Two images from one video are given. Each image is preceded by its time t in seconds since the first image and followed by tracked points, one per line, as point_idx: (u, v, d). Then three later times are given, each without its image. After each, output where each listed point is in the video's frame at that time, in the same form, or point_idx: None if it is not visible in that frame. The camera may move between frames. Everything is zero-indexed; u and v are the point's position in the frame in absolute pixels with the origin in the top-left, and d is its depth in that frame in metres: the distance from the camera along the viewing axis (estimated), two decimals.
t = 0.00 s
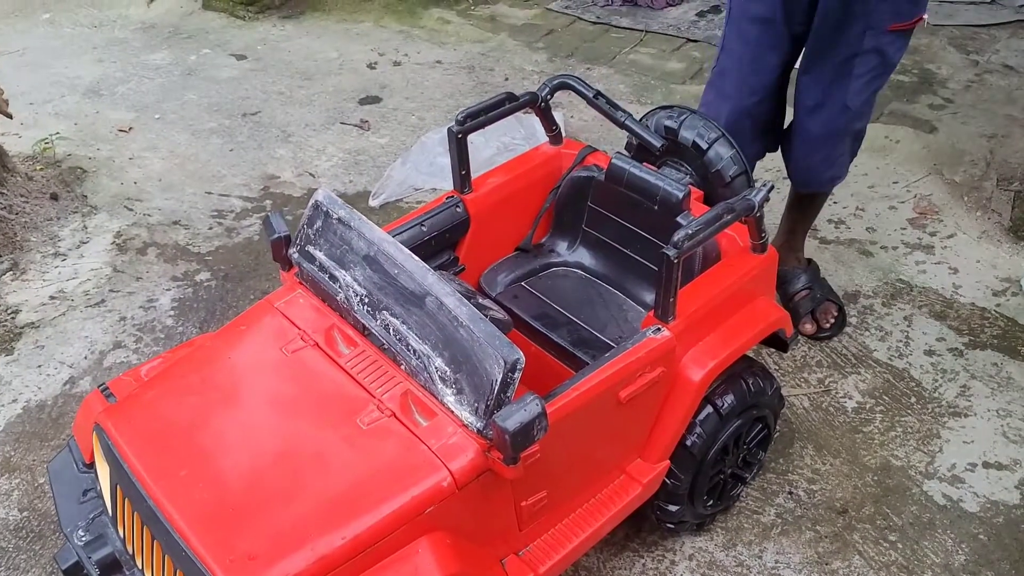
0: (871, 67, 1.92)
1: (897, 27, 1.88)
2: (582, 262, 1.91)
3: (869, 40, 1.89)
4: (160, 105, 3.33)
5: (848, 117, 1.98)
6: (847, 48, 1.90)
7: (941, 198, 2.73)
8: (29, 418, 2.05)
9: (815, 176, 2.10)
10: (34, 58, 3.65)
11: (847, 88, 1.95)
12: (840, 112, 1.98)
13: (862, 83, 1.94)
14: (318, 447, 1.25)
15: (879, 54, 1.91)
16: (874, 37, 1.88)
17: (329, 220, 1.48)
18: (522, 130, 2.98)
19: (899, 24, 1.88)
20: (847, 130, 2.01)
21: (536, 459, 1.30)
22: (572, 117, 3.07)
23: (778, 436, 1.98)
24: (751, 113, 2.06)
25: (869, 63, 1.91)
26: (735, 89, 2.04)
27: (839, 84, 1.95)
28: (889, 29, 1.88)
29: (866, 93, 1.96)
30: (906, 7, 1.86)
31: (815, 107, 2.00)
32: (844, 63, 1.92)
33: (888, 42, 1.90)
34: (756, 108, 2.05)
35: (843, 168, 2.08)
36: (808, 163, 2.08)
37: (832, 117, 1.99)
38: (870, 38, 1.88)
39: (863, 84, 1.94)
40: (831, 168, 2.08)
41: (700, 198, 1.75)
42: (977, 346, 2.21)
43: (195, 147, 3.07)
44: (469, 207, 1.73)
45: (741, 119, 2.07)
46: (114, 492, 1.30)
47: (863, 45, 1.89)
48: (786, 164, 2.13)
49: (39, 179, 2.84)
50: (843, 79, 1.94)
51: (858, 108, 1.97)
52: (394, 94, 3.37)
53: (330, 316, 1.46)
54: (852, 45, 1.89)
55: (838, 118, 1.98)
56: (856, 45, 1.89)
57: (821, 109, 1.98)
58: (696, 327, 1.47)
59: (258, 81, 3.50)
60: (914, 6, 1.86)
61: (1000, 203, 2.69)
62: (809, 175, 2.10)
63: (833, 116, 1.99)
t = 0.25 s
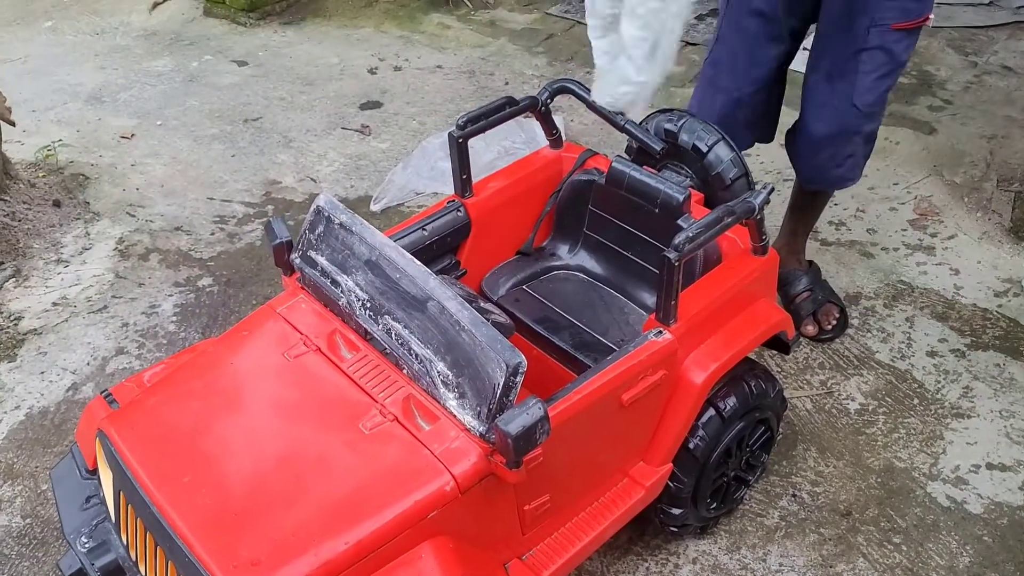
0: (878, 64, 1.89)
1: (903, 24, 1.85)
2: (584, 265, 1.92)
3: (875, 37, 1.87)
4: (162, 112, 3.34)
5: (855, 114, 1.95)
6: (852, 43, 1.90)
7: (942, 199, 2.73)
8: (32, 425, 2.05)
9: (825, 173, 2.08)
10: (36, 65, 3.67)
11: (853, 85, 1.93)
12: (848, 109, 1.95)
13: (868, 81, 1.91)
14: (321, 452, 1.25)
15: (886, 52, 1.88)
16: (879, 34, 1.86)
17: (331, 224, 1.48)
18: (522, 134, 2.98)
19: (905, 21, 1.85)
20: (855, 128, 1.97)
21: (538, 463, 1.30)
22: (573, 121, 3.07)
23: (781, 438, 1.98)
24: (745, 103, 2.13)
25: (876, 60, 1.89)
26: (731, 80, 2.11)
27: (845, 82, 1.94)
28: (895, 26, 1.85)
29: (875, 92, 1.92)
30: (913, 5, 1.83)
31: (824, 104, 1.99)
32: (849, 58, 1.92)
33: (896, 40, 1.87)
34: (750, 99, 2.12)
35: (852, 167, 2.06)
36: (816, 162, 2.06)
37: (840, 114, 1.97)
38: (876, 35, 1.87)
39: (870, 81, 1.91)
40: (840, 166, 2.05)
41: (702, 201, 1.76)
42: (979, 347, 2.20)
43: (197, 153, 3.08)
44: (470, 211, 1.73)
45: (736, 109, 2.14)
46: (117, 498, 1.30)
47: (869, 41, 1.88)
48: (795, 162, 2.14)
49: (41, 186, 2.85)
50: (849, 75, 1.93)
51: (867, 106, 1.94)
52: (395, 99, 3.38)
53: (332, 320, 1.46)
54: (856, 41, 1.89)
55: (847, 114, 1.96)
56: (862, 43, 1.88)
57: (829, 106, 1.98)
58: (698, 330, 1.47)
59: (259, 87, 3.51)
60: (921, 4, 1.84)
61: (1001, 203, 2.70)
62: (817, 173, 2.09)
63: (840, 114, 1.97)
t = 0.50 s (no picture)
0: (867, 66, 1.91)
1: (890, 28, 1.88)
2: (587, 266, 1.92)
3: (863, 40, 1.89)
4: (163, 115, 3.35)
5: (845, 115, 1.96)
6: (840, 46, 1.92)
7: (941, 200, 2.74)
8: (35, 429, 2.05)
9: (814, 174, 2.07)
10: (37, 69, 3.67)
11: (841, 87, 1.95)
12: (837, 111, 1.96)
13: (857, 83, 1.93)
14: (326, 454, 1.26)
15: (874, 55, 1.91)
16: (867, 37, 1.88)
17: (334, 226, 1.48)
18: (523, 136, 2.99)
19: (893, 25, 1.88)
20: (844, 129, 1.98)
21: (543, 463, 1.31)
22: (573, 123, 3.08)
23: (783, 438, 1.99)
24: (721, 96, 2.16)
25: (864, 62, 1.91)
26: (709, 72, 2.14)
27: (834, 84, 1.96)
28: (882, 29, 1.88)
29: (864, 94, 1.94)
30: (900, 9, 1.86)
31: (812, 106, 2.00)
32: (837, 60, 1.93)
33: (884, 43, 1.89)
34: (727, 92, 2.16)
35: (842, 168, 2.05)
36: (805, 162, 2.06)
37: (829, 115, 1.98)
38: (864, 38, 1.89)
39: (859, 83, 1.93)
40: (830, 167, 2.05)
41: (703, 202, 1.76)
42: (979, 347, 2.21)
43: (199, 156, 3.08)
44: (473, 213, 1.74)
45: (711, 102, 2.17)
46: (122, 500, 1.31)
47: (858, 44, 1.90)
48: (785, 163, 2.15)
49: (43, 190, 2.85)
50: (838, 77, 1.95)
51: (856, 108, 1.95)
52: (396, 102, 3.39)
53: (336, 323, 1.46)
54: (845, 43, 1.91)
55: (837, 116, 1.97)
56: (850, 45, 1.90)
57: (818, 108, 1.99)
58: (701, 330, 1.48)
59: (260, 90, 3.51)
60: (908, 8, 1.87)
61: (1000, 204, 2.71)
62: (808, 173, 2.08)
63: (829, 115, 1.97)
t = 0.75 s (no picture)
0: (848, 72, 1.92)
1: (870, 32, 1.88)
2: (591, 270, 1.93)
3: (843, 46, 1.90)
4: (166, 121, 3.36)
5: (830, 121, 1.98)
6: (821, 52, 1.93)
7: (943, 203, 2.75)
8: (38, 434, 2.06)
9: (806, 182, 2.10)
10: (40, 75, 3.68)
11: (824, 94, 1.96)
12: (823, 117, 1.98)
13: (840, 89, 1.94)
14: (331, 457, 1.26)
15: (856, 60, 1.91)
16: (846, 43, 1.89)
17: (339, 231, 1.49)
18: (525, 141, 3.00)
19: (873, 29, 1.88)
20: (830, 135, 2.00)
21: (548, 466, 1.31)
22: (575, 128, 3.09)
23: (787, 442, 1.99)
24: (721, 111, 2.18)
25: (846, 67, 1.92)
26: (706, 88, 2.15)
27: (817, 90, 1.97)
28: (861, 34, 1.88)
29: (848, 100, 1.95)
30: (877, 13, 1.86)
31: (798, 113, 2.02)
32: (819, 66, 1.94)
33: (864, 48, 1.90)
34: (725, 107, 2.17)
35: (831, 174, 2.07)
36: (797, 171, 2.09)
37: (815, 122, 2.00)
38: (843, 44, 1.90)
39: (842, 89, 1.94)
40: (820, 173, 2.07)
41: (707, 206, 1.77)
42: (982, 349, 2.21)
43: (201, 162, 3.09)
44: (476, 217, 1.74)
45: (711, 115, 2.19)
46: (127, 505, 1.31)
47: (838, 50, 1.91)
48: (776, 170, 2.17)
49: (46, 196, 2.86)
50: (821, 84, 1.96)
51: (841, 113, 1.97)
52: (398, 107, 3.40)
53: (340, 327, 1.47)
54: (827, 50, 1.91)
55: (823, 122, 1.99)
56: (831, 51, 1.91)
57: (804, 115, 2.01)
58: (704, 333, 1.48)
59: (262, 96, 3.52)
60: (888, 12, 1.87)
61: (1001, 208, 2.71)
62: (798, 181, 2.11)
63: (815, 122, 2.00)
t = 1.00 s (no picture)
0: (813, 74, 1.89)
1: (833, 35, 1.84)
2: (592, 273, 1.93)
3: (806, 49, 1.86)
4: (167, 124, 3.36)
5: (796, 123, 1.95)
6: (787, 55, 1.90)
7: (945, 206, 2.74)
8: (40, 438, 2.06)
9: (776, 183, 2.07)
10: (41, 80, 3.69)
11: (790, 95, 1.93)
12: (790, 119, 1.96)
13: (805, 91, 1.91)
14: (332, 460, 1.26)
15: (821, 63, 1.87)
16: (810, 45, 1.86)
17: (340, 234, 1.49)
18: (526, 144, 3.00)
19: (836, 32, 1.84)
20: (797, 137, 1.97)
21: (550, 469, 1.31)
22: (576, 131, 3.09)
23: (788, 445, 1.98)
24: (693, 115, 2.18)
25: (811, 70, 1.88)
26: (675, 94, 2.16)
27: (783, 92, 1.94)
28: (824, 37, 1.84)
29: (815, 103, 1.92)
30: (842, 17, 1.82)
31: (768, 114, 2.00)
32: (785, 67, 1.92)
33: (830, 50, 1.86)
34: (696, 111, 2.17)
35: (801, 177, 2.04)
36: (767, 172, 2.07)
37: (782, 124, 1.97)
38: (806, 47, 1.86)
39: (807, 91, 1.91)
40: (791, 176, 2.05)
41: (708, 208, 1.77)
42: (984, 352, 2.21)
43: (202, 165, 3.10)
44: (477, 220, 1.75)
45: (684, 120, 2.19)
46: (128, 508, 1.31)
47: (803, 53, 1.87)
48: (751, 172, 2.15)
49: (47, 200, 2.87)
50: (787, 86, 1.93)
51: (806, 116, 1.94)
52: (399, 110, 3.40)
53: (341, 330, 1.47)
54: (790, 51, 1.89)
55: (789, 124, 1.96)
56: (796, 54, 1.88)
57: (773, 116, 1.98)
58: (706, 336, 1.48)
59: (263, 100, 3.53)
60: (853, 15, 1.82)
61: (1003, 210, 2.71)
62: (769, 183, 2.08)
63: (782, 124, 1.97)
